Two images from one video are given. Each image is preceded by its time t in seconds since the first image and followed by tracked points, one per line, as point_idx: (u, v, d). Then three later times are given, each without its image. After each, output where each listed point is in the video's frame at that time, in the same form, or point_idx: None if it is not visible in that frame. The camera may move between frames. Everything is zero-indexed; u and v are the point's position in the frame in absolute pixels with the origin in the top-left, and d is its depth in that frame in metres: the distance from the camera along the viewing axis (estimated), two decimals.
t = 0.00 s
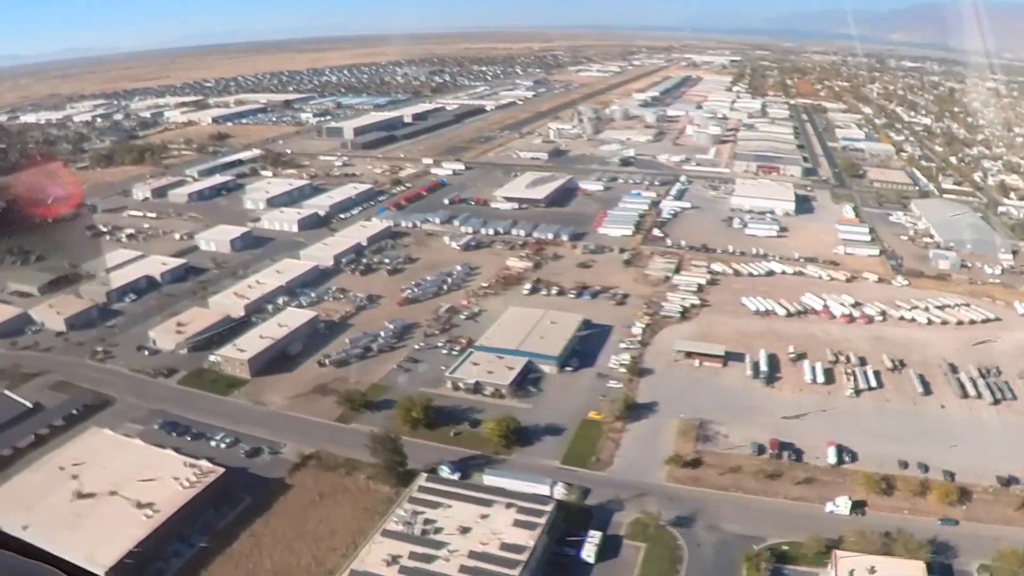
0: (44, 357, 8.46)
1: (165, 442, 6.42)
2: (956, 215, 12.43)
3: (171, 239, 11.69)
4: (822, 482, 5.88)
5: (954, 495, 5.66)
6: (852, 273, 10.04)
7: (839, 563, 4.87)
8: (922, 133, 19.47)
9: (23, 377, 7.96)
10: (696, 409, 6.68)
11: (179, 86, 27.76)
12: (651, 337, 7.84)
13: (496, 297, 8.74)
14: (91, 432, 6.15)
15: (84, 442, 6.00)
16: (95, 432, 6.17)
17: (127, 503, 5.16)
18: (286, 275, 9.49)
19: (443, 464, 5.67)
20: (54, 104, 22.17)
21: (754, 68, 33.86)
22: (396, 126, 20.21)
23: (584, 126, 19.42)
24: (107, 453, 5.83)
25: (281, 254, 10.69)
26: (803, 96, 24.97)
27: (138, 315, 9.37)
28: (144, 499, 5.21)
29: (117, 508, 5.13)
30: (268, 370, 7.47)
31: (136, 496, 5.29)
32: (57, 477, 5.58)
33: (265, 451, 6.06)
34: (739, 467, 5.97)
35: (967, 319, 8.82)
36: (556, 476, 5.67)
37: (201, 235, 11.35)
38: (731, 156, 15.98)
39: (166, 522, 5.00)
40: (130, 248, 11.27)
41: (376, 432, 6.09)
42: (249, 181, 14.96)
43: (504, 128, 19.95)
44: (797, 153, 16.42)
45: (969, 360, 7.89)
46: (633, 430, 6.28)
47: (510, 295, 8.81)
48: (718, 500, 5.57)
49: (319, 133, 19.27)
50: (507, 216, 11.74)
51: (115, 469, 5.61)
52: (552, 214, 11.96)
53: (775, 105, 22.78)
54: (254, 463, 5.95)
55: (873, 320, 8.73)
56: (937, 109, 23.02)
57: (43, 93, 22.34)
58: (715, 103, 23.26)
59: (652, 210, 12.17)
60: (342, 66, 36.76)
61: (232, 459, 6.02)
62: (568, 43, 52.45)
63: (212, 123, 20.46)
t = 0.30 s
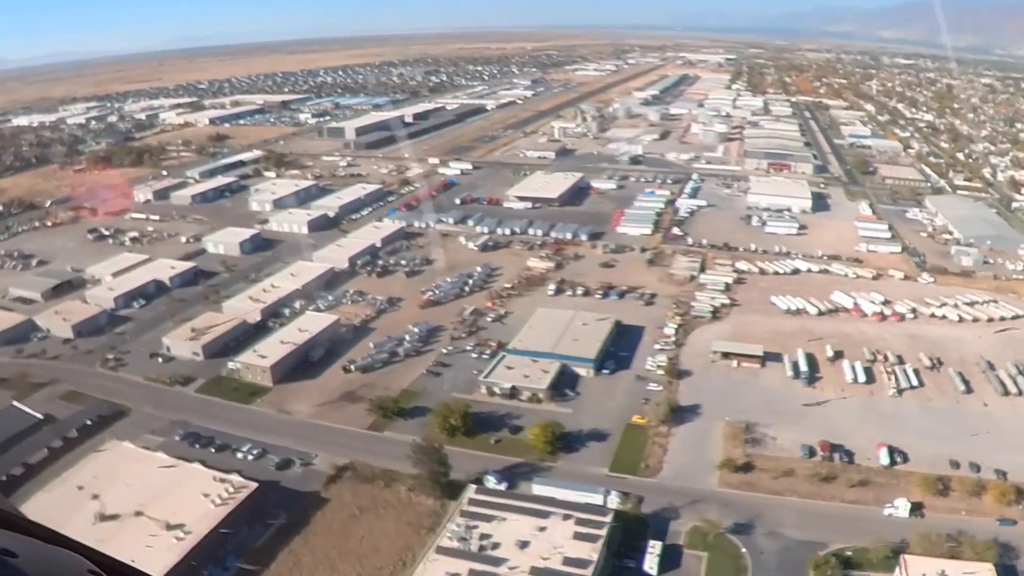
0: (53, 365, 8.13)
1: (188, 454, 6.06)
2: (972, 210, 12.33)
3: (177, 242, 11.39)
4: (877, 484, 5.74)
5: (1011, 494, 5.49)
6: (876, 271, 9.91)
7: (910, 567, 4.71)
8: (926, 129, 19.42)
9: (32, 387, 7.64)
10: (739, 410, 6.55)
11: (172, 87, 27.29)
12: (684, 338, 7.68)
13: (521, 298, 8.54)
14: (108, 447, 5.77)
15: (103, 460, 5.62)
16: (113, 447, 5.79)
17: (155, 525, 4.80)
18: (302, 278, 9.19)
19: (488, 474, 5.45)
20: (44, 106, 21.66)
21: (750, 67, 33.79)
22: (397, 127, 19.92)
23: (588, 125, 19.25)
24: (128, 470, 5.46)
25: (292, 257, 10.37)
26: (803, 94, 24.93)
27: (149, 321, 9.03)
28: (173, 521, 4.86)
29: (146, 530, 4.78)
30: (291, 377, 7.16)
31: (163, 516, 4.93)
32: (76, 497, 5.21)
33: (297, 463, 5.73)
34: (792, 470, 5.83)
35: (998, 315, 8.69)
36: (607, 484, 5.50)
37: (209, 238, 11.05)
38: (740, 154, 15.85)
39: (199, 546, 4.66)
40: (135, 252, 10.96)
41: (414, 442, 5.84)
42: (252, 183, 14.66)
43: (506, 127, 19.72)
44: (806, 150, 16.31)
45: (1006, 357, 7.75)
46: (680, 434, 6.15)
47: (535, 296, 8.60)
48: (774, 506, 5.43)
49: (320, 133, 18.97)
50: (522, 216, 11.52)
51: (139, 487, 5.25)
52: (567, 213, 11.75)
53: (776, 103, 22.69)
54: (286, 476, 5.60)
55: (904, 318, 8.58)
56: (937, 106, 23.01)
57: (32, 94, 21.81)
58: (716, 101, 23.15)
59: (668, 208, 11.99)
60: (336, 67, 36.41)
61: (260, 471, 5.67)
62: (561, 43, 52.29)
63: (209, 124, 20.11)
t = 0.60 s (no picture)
0: (61, 374, 7.78)
1: (213, 469, 5.68)
2: (990, 206, 12.19)
3: (183, 246, 11.08)
4: (934, 487, 5.54)
5: None
6: (901, 268, 9.74)
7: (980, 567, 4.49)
8: (930, 125, 19.33)
9: (42, 397, 7.30)
10: (783, 411, 6.41)
11: (166, 90, 26.84)
12: (719, 339, 7.52)
13: (548, 299, 8.32)
14: (129, 464, 5.40)
15: (124, 479, 5.25)
16: (134, 464, 5.41)
17: (187, 551, 4.46)
18: (318, 281, 8.90)
19: (536, 484, 5.23)
20: (36, 108, 21.19)
21: (747, 66, 33.71)
22: (399, 127, 19.63)
23: (592, 124, 19.06)
24: (152, 489, 5.10)
25: (305, 258, 10.18)
26: (803, 92, 24.84)
27: (160, 328, 8.67)
28: (206, 545, 4.52)
29: (178, 556, 4.43)
30: (315, 384, 6.81)
31: (194, 540, 4.59)
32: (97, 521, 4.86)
33: (331, 476, 5.40)
34: (848, 473, 5.66)
35: None
36: (661, 492, 5.30)
37: (217, 240, 10.75)
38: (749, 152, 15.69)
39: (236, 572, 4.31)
40: (141, 256, 10.63)
41: (455, 452, 5.59)
42: (257, 185, 14.35)
43: (510, 127, 19.49)
44: (815, 147, 16.17)
45: None
46: (729, 438, 5.98)
47: (561, 297, 8.37)
48: (833, 512, 5.25)
49: (321, 133, 18.67)
50: (538, 215, 11.29)
51: (165, 507, 4.89)
52: (583, 212, 11.52)
53: (779, 100, 22.60)
54: (320, 491, 5.28)
55: (937, 316, 8.41)
56: (939, 102, 22.96)
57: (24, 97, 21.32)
58: (718, 99, 23.02)
59: (685, 206, 11.81)
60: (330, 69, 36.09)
61: (292, 487, 5.33)
62: (555, 43, 52.15)
63: (206, 124, 19.77)
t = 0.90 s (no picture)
0: (69, 383, 7.42)
1: (241, 486, 5.32)
2: (1007, 202, 12.05)
3: (189, 249, 10.73)
4: (994, 491, 5.34)
5: None
6: (927, 266, 9.57)
7: None
8: (934, 121, 19.23)
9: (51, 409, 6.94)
10: (829, 413, 6.26)
11: (159, 92, 26.37)
12: (755, 341, 7.34)
13: (575, 301, 8.09)
14: (153, 481, 5.04)
15: (149, 497, 4.90)
16: (158, 481, 5.06)
17: None
18: (334, 285, 8.59)
19: (588, 496, 5.01)
20: (28, 111, 20.71)
21: (743, 65, 33.63)
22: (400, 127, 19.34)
23: (597, 123, 18.84)
24: (176, 512, 4.69)
25: (318, 262, 9.90)
26: (804, 90, 24.74)
27: (170, 334, 8.31)
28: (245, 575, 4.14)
29: None
30: (341, 393, 6.47)
31: (231, 568, 4.21)
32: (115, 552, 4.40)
33: (369, 492, 5.08)
34: (904, 478, 5.48)
35: None
36: (716, 501, 5.12)
37: (225, 243, 10.42)
38: (759, 150, 15.52)
39: None
40: (145, 260, 10.28)
41: (499, 463, 5.34)
42: (260, 186, 14.02)
43: (513, 126, 19.23)
44: (823, 144, 16.02)
45: None
46: (779, 444, 5.79)
47: (588, 299, 8.14)
48: (895, 519, 5.06)
49: (322, 134, 18.34)
50: (554, 215, 11.05)
51: (193, 532, 4.49)
52: (599, 212, 11.28)
53: (781, 98, 22.48)
54: (358, 507, 4.96)
55: (970, 314, 8.22)
56: (939, 98, 22.91)
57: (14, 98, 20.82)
58: (720, 98, 22.87)
59: (702, 205, 11.60)
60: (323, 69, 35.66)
61: (328, 504, 5.00)
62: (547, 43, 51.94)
63: (203, 125, 19.37)
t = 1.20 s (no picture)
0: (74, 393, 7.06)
1: (269, 504, 4.96)
2: None
3: (193, 252, 10.39)
4: None
5: None
6: (954, 263, 9.38)
7: None
8: (939, 117, 19.10)
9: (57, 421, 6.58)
10: (875, 416, 6.09)
11: (151, 92, 25.92)
12: (792, 342, 7.15)
13: (602, 302, 7.85)
14: (178, 501, 4.69)
15: (173, 519, 4.55)
16: (182, 502, 4.70)
17: None
18: (350, 287, 8.27)
19: (645, 509, 4.78)
20: (19, 112, 20.26)
21: (739, 62, 33.56)
22: (401, 126, 19.05)
23: (601, 121, 18.59)
24: (204, 539, 4.33)
25: (330, 263, 9.61)
26: (804, 87, 24.61)
27: (179, 340, 7.96)
28: None
29: None
30: (368, 401, 6.13)
31: None
32: None
33: (409, 509, 4.75)
34: (963, 482, 5.27)
35: None
36: (773, 511, 4.92)
37: (231, 244, 10.09)
38: (768, 147, 15.34)
39: None
40: (149, 263, 9.92)
41: (544, 475, 5.08)
42: (262, 186, 13.71)
43: (515, 124, 18.97)
44: (832, 140, 15.85)
45: None
46: (831, 450, 5.61)
47: (615, 300, 7.89)
48: (958, 525, 4.85)
49: (321, 133, 17.99)
50: (568, 213, 10.79)
51: (227, 559, 4.14)
52: (615, 210, 11.06)
53: (783, 96, 22.32)
54: (398, 526, 4.63)
55: (1004, 312, 8.03)
56: (940, 94, 22.81)
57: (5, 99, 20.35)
58: (721, 95, 22.69)
59: (718, 203, 11.39)
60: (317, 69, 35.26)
61: (366, 523, 4.67)
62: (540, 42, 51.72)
63: (199, 125, 18.98)
